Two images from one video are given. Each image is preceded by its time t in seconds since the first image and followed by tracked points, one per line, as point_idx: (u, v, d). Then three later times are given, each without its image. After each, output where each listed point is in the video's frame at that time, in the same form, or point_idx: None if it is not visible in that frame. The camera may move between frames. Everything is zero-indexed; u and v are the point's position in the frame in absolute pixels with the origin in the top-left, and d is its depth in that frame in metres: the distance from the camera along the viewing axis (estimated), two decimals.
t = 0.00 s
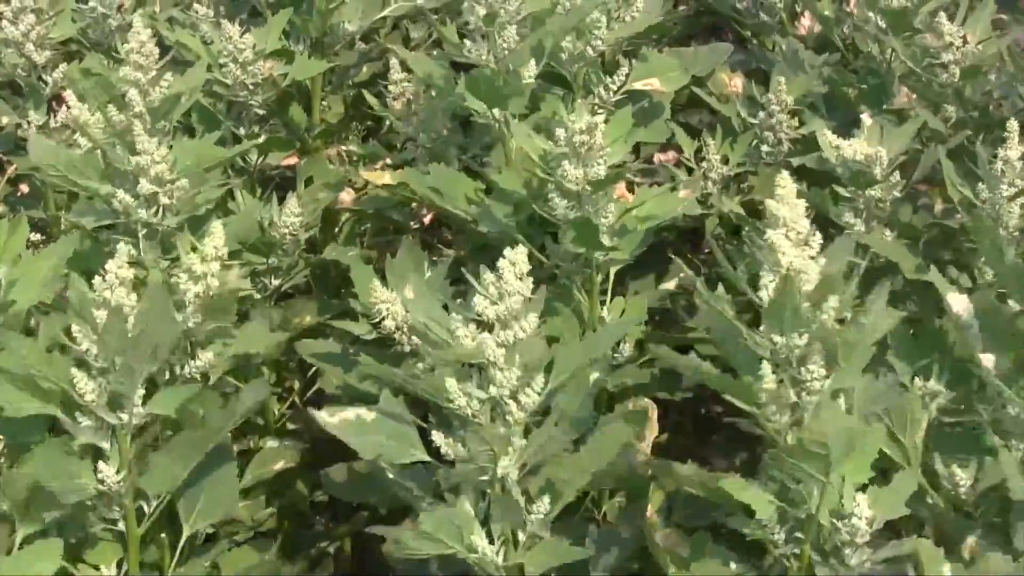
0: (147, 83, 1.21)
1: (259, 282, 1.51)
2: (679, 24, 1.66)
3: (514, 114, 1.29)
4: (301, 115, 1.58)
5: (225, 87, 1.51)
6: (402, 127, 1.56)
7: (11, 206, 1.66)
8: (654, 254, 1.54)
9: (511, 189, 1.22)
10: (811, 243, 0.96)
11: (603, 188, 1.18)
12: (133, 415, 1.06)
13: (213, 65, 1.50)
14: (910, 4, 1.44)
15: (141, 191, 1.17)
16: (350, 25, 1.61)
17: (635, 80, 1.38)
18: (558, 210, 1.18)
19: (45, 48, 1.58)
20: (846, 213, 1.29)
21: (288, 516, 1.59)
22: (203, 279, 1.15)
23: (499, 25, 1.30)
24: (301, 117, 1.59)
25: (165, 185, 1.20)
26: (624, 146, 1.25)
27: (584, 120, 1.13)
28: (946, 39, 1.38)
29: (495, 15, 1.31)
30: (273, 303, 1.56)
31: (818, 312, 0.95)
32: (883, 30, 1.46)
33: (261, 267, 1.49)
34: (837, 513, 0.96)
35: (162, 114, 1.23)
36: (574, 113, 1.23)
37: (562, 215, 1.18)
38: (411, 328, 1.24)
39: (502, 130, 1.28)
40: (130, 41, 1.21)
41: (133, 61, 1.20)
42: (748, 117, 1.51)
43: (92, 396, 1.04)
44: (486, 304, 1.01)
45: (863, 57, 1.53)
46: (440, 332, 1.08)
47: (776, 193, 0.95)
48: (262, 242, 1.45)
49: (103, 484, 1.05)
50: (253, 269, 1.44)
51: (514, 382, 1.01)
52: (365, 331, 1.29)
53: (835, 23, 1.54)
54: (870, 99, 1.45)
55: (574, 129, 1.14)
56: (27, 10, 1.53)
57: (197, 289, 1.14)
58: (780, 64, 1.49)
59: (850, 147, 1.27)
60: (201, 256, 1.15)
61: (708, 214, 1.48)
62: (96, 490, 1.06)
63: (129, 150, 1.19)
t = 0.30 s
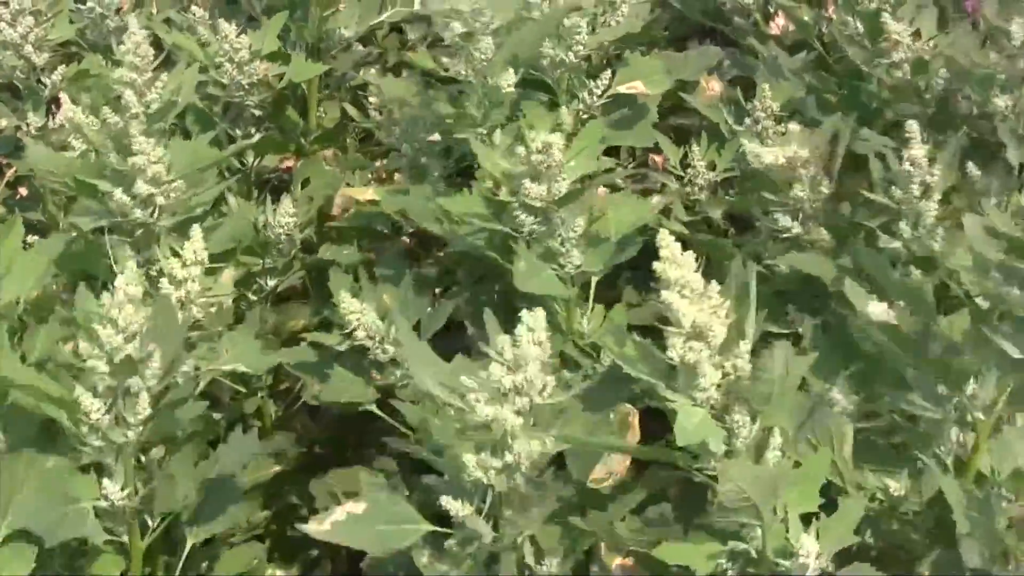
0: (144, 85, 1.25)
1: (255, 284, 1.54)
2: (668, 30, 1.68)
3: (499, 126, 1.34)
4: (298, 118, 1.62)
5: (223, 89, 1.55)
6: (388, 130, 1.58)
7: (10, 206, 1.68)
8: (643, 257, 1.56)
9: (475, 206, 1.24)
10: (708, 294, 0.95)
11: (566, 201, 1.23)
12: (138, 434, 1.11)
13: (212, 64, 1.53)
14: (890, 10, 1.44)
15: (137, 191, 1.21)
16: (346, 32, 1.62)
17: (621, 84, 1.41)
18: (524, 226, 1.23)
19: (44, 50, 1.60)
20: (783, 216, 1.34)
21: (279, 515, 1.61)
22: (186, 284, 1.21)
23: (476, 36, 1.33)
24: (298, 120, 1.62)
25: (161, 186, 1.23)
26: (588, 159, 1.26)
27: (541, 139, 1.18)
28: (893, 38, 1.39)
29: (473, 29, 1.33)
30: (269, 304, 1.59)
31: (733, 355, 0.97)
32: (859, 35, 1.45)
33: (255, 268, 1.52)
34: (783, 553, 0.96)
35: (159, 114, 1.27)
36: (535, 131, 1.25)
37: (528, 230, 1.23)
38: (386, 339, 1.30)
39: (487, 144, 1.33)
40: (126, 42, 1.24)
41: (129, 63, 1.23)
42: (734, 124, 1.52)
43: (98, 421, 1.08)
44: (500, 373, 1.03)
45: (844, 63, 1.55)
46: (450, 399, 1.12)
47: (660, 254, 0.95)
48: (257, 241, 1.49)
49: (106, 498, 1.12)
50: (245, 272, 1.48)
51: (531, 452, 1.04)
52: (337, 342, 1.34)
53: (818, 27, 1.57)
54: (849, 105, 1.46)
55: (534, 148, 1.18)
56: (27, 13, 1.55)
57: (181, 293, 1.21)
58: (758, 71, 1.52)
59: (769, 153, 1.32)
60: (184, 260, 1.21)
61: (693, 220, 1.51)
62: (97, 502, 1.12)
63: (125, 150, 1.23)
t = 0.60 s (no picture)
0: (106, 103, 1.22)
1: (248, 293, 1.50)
2: (664, 31, 1.65)
3: (468, 121, 1.33)
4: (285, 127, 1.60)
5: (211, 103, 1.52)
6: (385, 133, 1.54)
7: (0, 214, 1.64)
8: (646, 257, 1.52)
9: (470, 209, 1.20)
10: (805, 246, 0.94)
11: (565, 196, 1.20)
12: (132, 470, 1.05)
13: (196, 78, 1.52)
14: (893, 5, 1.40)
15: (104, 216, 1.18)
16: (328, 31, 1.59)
17: (617, 86, 1.37)
18: (522, 222, 1.19)
19: (33, 55, 1.56)
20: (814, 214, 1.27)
21: (277, 527, 1.58)
22: (193, 313, 1.18)
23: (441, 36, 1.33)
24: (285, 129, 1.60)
25: (128, 208, 1.20)
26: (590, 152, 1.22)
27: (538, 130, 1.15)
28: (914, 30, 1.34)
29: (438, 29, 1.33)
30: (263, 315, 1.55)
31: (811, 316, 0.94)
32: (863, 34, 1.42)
33: (246, 278, 1.48)
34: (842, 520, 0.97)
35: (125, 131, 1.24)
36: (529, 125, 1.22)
37: (527, 227, 1.20)
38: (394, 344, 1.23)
39: (457, 137, 1.32)
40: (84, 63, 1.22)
41: (87, 83, 1.20)
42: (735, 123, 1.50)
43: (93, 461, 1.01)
44: (508, 321, 1.00)
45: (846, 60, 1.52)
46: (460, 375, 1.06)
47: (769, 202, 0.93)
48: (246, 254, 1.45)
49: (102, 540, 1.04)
50: (236, 283, 1.46)
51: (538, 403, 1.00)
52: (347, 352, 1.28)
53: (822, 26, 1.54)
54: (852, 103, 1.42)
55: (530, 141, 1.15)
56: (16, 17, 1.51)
57: (188, 322, 1.18)
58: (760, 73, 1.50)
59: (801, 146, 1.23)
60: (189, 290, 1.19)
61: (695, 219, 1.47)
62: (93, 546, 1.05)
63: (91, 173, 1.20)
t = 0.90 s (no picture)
0: (152, 94, 1.25)
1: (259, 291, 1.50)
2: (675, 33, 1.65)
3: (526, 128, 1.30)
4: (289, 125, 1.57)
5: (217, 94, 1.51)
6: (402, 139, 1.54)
7: (10, 217, 1.64)
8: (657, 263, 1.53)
9: (516, 205, 1.23)
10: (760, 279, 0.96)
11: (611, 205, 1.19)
12: (151, 424, 1.11)
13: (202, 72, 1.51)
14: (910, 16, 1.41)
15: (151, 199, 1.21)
16: (328, 31, 1.59)
17: (637, 91, 1.39)
18: (565, 223, 1.19)
19: (46, 61, 1.56)
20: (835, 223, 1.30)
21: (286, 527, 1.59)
22: (209, 291, 1.19)
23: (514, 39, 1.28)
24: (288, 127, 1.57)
25: (172, 193, 1.23)
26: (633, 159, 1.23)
27: (595, 135, 1.15)
28: (938, 47, 1.33)
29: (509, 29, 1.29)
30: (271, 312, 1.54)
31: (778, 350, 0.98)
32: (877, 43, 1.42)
33: (259, 277, 1.48)
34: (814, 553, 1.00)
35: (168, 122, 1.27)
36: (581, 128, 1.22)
37: (568, 229, 1.19)
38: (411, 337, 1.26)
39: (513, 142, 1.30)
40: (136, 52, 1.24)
41: (138, 72, 1.24)
42: (747, 129, 1.50)
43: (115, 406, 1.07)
44: (512, 364, 1.01)
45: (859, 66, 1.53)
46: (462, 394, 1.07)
47: (721, 236, 0.95)
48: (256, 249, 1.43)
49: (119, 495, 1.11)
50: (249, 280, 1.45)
51: (540, 445, 1.03)
52: (364, 339, 1.27)
53: (833, 35, 1.54)
54: (864, 113, 1.44)
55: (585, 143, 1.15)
56: (30, 24, 1.51)
57: (203, 301, 1.19)
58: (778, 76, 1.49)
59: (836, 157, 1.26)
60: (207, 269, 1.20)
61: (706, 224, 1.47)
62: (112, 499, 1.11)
63: (136, 159, 1.23)
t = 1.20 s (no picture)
0: (128, 104, 1.22)
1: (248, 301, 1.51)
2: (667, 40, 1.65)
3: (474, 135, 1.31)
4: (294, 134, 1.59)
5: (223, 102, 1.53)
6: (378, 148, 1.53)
7: None
8: (647, 268, 1.52)
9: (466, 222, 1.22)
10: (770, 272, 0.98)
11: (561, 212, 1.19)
12: (136, 477, 1.09)
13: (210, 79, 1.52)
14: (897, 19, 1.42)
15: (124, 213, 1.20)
16: (340, 40, 1.61)
17: (618, 95, 1.37)
18: (516, 238, 1.19)
19: (34, 61, 1.56)
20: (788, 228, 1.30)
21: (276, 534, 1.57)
22: (188, 315, 1.19)
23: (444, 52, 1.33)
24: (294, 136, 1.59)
25: (148, 206, 1.21)
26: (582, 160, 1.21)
27: (532, 148, 1.14)
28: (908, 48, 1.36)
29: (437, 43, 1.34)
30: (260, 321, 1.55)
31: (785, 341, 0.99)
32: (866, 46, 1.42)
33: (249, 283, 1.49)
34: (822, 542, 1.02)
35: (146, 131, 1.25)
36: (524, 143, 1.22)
37: (521, 243, 1.19)
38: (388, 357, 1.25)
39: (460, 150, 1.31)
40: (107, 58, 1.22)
41: (113, 82, 1.21)
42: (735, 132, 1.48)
43: (96, 467, 1.05)
44: (495, 352, 1.03)
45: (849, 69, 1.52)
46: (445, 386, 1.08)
47: (730, 232, 0.98)
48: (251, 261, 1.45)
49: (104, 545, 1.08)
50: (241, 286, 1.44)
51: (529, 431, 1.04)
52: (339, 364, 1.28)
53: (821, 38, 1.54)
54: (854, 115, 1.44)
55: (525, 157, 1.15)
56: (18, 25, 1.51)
57: (184, 324, 1.18)
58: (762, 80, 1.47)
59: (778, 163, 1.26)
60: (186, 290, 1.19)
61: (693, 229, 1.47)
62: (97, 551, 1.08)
63: (111, 169, 1.22)
